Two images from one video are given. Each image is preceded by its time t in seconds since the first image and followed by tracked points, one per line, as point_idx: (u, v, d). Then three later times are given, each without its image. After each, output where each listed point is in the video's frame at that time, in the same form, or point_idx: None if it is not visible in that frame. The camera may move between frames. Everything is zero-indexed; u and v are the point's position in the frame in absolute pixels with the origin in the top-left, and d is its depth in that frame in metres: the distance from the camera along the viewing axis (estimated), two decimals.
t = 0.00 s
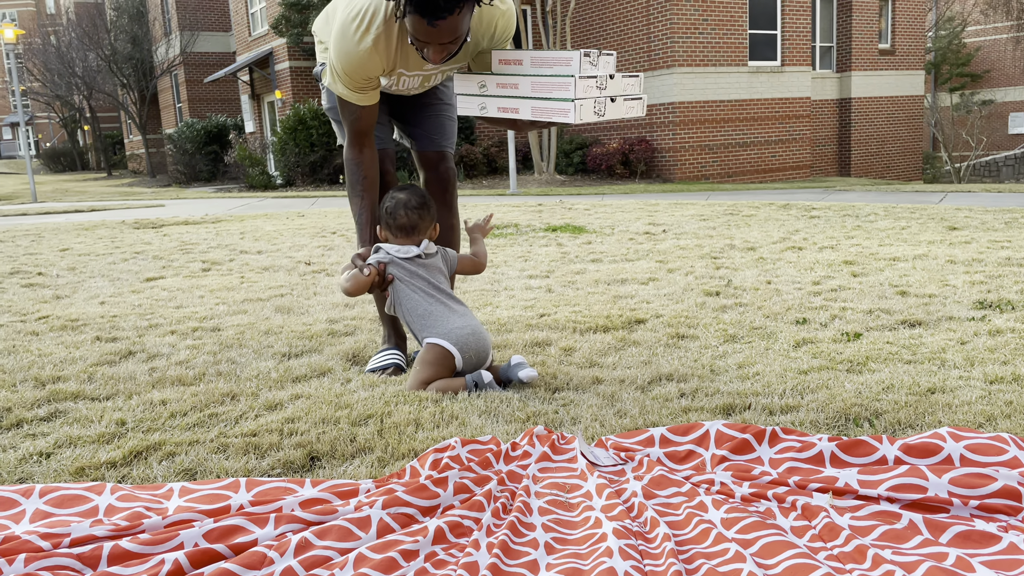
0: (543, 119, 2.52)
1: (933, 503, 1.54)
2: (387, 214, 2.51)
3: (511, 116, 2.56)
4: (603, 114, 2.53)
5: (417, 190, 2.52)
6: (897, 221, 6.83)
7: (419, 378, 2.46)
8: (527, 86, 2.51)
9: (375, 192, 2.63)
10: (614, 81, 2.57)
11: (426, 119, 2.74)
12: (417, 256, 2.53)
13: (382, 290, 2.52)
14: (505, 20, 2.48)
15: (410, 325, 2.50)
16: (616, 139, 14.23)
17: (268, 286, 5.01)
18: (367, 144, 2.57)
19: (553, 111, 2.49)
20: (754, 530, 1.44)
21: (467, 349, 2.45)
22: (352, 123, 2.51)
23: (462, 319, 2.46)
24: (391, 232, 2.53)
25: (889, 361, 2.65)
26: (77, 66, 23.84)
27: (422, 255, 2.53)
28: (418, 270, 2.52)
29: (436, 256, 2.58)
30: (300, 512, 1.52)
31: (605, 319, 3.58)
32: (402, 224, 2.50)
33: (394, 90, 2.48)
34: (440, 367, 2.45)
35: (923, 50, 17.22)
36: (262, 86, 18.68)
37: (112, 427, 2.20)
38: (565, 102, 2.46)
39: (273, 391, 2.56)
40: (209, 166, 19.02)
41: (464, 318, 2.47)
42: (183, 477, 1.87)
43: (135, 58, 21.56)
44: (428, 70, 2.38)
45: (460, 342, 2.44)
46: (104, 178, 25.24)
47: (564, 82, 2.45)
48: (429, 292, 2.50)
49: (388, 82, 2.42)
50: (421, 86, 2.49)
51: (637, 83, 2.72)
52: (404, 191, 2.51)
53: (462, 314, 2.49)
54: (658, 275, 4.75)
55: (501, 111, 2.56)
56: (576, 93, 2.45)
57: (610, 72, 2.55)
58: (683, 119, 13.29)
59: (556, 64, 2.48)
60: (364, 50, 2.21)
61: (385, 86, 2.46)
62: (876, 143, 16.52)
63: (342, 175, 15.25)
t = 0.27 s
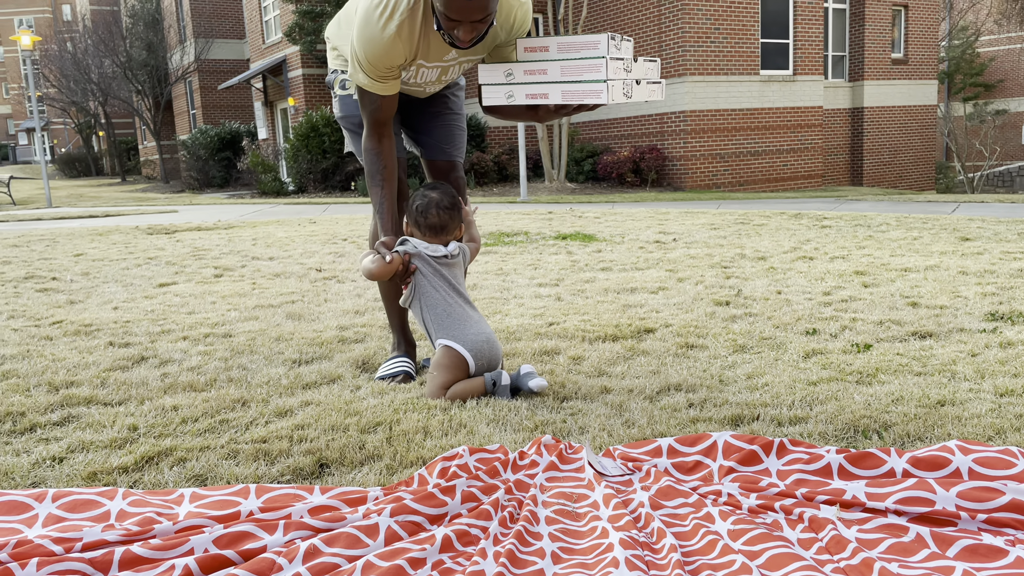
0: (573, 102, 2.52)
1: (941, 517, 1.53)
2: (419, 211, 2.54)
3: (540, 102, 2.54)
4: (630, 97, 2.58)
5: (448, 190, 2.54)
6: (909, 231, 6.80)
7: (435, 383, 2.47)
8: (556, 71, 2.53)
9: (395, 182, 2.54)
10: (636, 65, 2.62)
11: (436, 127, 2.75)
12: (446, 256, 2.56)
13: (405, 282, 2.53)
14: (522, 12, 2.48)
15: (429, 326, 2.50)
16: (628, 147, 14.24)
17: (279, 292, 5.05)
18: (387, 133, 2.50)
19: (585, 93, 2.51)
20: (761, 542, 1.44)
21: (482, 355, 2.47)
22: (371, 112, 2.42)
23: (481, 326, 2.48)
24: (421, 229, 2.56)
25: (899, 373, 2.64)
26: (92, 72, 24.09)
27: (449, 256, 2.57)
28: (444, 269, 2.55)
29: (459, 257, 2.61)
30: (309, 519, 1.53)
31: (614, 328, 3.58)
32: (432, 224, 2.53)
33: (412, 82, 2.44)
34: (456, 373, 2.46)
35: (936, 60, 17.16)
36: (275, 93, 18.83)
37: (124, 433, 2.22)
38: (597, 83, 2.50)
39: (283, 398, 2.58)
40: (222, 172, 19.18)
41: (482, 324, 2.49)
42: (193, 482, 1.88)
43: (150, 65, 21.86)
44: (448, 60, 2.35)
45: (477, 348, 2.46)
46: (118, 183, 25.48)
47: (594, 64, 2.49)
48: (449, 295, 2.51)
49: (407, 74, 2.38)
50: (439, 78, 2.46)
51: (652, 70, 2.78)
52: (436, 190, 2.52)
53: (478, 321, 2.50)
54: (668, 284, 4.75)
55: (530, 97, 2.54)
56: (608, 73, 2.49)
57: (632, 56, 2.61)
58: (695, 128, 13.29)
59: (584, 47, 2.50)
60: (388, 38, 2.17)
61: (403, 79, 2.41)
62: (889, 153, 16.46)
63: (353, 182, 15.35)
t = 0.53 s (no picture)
0: (603, 97, 2.53)
1: (951, 526, 1.53)
2: (459, 209, 2.51)
3: (568, 97, 2.55)
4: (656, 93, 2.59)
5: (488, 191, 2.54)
6: (921, 237, 6.76)
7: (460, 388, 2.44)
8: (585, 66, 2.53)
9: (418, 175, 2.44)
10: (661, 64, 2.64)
11: (448, 131, 2.75)
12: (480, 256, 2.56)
13: (438, 270, 2.49)
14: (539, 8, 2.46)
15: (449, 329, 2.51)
16: (638, 152, 14.23)
17: (290, 297, 5.07)
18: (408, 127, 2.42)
19: (614, 88, 2.51)
20: (769, 550, 1.44)
21: (503, 364, 2.48)
22: (395, 103, 2.36)
23: (504, 332, 2.51)
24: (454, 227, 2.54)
25: (910, 381, 2.63)
26: (106, 77, 24.26)
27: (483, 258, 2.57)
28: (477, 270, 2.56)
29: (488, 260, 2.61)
30: (318, 524, 1.54)
31: (623, 334, 3.58)
32: (469, 225, 2.52)
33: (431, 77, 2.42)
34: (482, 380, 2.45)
35: (948, 65, 17.08)
36: (287, 98, 18.95)
37: (135, 437, 2.24)
38: (627, 77, 2.49)
39: (293, 403, 2.59)
40: (233, 177, 19.30)
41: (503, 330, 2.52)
42: (203, 487, 1.89)
43: (162, 70, 21.89)
44: (469, 53, 2.34)
45: (501, 355, 2.47)
46: (131, 188, 25.67)
47: (625, 59, 2.50)
48: (475, 298, 2.50)
49: (429, 66, 2.37)
50: (458, 73, 2.44)
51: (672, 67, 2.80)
52: (476, 191, 2.52)
53: (503, 325, 2.53)
54: (678, 290, 4.74)
55: (558, 92, 2.54)
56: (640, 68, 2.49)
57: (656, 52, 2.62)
58: (705, 133, 13.28)
59: (613, 43, 2.52)
60: (415, 23, 2.17)
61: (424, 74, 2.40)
62: (900, 159, 16.38)
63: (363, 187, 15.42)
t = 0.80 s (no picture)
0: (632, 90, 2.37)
1: (962, 531, 1.52)
2: (483, 202, 2.51)
3: (596, 90, 2.39)
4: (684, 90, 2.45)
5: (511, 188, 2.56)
6: (931, 240, 6.73)
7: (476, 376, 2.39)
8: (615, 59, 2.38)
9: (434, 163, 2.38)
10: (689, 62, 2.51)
11: (460, 133, 2.75)
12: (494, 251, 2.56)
13: (456, 254, 2.42)
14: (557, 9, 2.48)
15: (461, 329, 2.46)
16: (646, 155, 14.22)
17: (299, 300, 5.09)
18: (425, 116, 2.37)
19: (645, 81, 2.36)
20: (779, 554, 1.44)
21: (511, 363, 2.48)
22: (412, 92, 2.32)
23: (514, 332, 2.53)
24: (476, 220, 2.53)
25: (921, 385, 2.61)
26: (116, 82, 24.42)
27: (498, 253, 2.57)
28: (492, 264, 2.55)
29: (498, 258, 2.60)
30: (328, 527, 1.55)
31: (631, 337, 3.58)
32: (492, 222, 2.51)
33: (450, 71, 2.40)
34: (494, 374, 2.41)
35: (958, 67, 17.00)
36: (295, 102, 19.05)
37: (146, 439, 2.25)
38: (659, 70, 2.34)
39: (302, 406, 2.60)
40: (242, 180, 19.38)
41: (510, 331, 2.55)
42: (214, 489, 1.90)
43: (173, 74, 22.38)
44: (491, 46, 2.35)
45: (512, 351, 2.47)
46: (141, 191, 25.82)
47: (656, 51, 2.35)
48: (487, 293, 2.47)
49: (450, 60, 2.36)
50: (477, 68, 2.43)
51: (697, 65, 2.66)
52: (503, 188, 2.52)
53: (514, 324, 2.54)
54: (686, 293, 4.74)
55: (586, 85, 2.38)
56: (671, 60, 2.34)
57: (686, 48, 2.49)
58: (713, 136, 13.26)
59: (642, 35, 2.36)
60: (442, 12, 2.16)
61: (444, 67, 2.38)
62: (910, 161, 16.31)
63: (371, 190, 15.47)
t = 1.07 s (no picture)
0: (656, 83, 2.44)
1: (970, 534, 1.51)
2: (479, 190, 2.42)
3: (620, 83, 2.46)
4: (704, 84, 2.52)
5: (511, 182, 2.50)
6: (938, 242, 6.70)
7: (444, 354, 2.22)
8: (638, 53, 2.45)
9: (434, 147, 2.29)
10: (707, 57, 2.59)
11: (468, 134, 2.75)
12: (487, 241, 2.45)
13: (453, 234, 2.32)
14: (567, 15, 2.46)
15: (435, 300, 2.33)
16: (652, 157, 14.20)
17: (305, 303, 5.10)
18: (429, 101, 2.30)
19: (668, 73, 2.43)
20: (786, 557, 1.43)
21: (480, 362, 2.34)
22: (419, 75, 2.25)
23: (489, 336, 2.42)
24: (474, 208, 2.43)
25: (928, 387, 2.60)
26: (123, 85, 24.52)
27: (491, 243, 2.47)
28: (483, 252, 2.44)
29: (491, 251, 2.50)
30: (334, 529, 1.55)
31: (637, 340, 3.57)
32: (491, 209, 2.42)
33: (464, 63, 2.38)
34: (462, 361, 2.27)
35: (965, 68, 16.94)
36: (302, 105, 19.14)
37: (153, 442, 2.26)
38: (682, 62, 2.41)
39: (308, 408, 2.60)
40: (248, 183, 19.44)
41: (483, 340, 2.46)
42: (220, 492, 1.91)
43: (179, 78, 22.53)
44: (507, 38, 2.35)
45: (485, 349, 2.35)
46: (148, 194, 25.94)
47: (679, 44, 2.41)
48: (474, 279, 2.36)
49: (464, 51, 2.34)
50: (492, 62, 2.42)
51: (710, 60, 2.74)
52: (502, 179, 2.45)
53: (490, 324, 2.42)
54: (692, 295, 4.73)
55: (610, 78, 2.46)
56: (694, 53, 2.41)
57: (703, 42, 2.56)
58: (719, 138, 13.24)
59: (664, 31, 2.44)
60: None
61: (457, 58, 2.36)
62: (917, 163, 16.25)
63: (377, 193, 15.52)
